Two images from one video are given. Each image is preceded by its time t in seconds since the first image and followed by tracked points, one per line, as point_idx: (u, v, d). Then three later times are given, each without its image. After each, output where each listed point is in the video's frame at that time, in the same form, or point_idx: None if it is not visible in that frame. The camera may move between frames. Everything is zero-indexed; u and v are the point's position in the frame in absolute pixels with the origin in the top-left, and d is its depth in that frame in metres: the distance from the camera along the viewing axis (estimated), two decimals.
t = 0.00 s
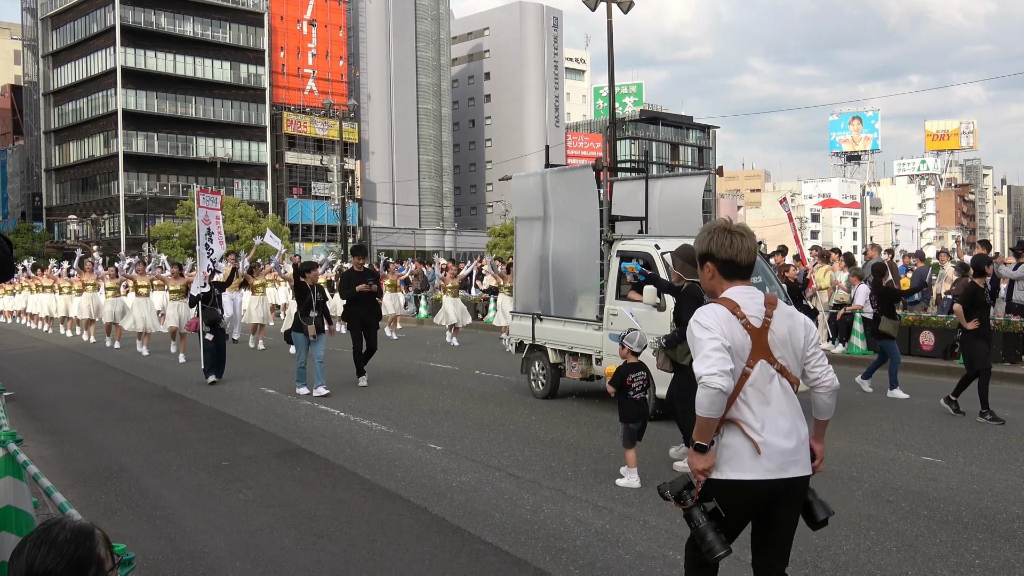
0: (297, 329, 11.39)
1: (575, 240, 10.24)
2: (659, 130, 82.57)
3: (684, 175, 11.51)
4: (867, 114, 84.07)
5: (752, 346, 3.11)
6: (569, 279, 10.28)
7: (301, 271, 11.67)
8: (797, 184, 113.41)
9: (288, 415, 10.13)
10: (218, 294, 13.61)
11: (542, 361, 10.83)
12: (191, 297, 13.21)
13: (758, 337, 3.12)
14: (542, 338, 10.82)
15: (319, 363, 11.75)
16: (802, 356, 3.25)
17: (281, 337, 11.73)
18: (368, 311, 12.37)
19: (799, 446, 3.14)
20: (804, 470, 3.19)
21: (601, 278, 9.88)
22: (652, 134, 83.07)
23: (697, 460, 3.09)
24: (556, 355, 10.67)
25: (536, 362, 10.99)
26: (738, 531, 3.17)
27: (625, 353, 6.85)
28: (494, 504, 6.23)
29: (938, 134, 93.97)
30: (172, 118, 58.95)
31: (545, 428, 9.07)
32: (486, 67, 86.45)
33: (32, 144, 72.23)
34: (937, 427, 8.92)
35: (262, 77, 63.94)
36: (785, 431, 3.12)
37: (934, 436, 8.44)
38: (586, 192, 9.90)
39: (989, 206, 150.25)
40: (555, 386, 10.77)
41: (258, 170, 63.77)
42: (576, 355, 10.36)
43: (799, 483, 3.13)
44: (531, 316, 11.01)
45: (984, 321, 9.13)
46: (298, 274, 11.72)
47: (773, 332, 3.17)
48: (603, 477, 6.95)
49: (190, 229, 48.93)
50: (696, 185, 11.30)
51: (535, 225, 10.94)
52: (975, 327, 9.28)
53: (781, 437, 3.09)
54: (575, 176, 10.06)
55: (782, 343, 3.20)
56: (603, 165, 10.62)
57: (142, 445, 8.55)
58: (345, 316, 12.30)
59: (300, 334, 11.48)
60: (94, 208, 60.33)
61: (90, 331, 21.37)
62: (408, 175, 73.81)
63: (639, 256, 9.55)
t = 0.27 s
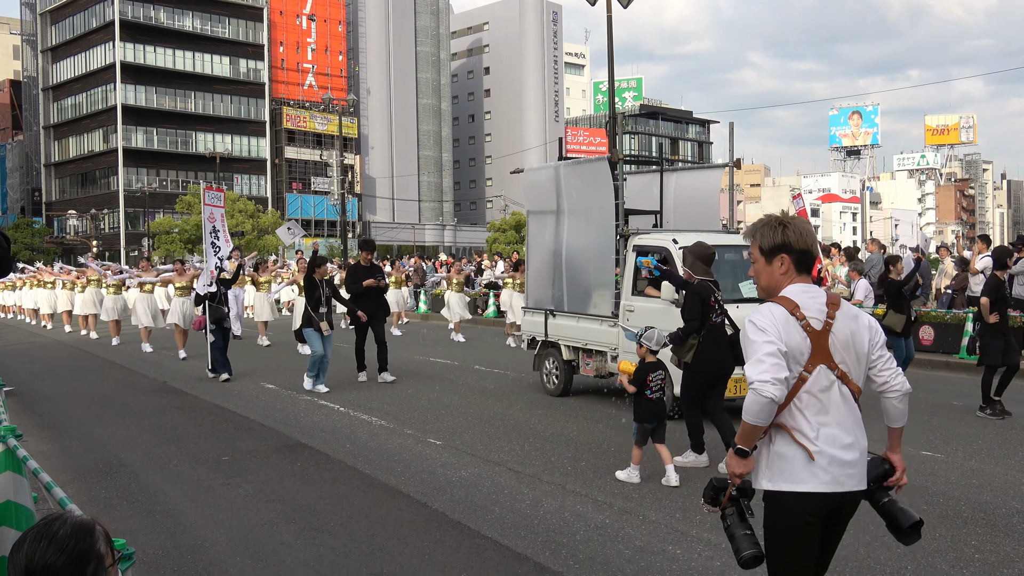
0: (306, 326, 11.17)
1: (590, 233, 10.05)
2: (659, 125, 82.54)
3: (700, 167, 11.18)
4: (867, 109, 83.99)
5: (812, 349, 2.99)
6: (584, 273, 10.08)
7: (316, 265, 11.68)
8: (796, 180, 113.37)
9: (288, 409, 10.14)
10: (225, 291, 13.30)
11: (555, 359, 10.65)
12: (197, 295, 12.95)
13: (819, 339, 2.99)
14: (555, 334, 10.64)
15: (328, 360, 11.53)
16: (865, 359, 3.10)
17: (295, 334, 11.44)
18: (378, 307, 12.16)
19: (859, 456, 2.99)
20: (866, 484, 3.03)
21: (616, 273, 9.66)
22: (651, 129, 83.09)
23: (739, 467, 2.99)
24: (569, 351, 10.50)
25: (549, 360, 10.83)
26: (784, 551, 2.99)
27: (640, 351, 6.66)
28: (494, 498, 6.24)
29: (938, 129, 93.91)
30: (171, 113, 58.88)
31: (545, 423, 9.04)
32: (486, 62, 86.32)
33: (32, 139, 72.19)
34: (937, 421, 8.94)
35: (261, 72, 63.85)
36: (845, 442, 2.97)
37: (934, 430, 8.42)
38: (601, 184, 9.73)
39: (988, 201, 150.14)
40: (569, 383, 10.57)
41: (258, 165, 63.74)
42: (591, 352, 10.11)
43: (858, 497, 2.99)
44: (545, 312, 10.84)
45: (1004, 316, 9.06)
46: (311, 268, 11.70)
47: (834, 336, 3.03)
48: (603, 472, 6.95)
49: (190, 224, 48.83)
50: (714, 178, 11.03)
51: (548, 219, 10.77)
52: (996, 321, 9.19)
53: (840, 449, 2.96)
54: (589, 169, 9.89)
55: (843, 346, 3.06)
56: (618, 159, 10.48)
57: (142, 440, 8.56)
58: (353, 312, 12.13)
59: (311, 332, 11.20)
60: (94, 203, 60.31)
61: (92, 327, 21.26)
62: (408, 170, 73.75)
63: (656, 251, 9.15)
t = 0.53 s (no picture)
0: (320, 319, 11.00)
1: (602, 228, 9.71)
2: (659, 119, 82.47)
3: (717, 157, 11.02)
4: (867, 103, 83.86)
5: (899, 345, 2.81)
6: (597, 268, 9.76)
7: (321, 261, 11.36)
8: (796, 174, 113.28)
9: (288, 402, 10.15)
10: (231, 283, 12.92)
11: (568, 354, 10.41)
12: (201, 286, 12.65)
13: (904, 334, 2.82)
14: (567, 329, 10.35)
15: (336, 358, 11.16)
16: (939, 353, 2.98)
17: (302, 327, 11.27)
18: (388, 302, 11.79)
19: (947, 459, 2.83)
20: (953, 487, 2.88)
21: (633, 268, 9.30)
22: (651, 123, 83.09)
23: (810, 468, 2.87)
24: (582, 347, 10.24)
25: (562, 355, 10.56)
26: (865, 564, 2.83)
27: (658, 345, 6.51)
28: (493, 492, 6.25)
29: (938, 124, 93.82)
30: (170, 106, 58.75)
31: (544, 417, 9.03)
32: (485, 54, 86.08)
33: (31, 131, 72.10)
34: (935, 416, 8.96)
35: (260, 64, 63.71)
36: (932, 444, 2.81)
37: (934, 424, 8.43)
38: (615, 177, 9.34)
39: (988, 196, 150.02)
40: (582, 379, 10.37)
41: (257, 158, 63.66)
42: (605, 348, 9.83)
43: (950, 501, 2.83)
44: (557, 307, 10.50)
45: None
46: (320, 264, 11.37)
47: (915, 329, 2.88)
48: (602, 465, 6.97)
49: (190, 217, 48.80)
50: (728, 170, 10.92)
51: (561, 211, 10.40)
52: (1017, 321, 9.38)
53: (928, 451, 2.79)
54: (603, 160, 9.50)
55: (923, 341, 2.92)
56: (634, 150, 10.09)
57: (141, 433, 8.56)
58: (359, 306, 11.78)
59: (324, 327, 11.07)
60: (93, 195, 60.24)
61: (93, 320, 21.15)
62: (407, 163, 73.68)
63: (670, 244, 9.09)
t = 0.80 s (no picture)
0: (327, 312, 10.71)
1: (618, 221, 9.39)
2: (657, 113, 82.48)
3: (732, 150, 10.96)
4: (866, 97, 83.73)
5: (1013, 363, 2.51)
6: (611, 262, 9.46)
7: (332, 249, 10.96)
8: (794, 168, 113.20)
9: (287, 397, 10.14)
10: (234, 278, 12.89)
11: (580, 350, 10.12)
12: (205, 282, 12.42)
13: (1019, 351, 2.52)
14: (579, 325, 10.06)
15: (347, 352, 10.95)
16: None
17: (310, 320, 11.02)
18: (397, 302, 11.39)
19: None
20: None
21: (648, 263, 9.03)
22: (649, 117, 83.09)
23: (891, 475, 2.66)
24: (595, 343, 9.93)
25: (574, 352, 10.30)
26: None
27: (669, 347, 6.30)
28: (492, 486, 6.25)
29: (937, 118, 93.72)
30: (169, 99, 58.62)
31: (543, 411, 9.03)
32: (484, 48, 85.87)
33: (29, 125, 71.97)
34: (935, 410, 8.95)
35: (258, 58, 63.57)
36: None
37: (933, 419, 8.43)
38: (631, 169, 9.07)
39: (986, 189, 149.92)
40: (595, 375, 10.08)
41: (256, 151, 63.55)
42: (619, 343, 9.53)
43: None
44: (568, 302, 10.25)
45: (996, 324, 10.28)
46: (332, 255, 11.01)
47: None
48: (600, 459, 6.97)
49: (188, 211, 48.67)
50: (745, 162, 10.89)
51: (572, 204, 10.15)
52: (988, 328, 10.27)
53: None
54: (617, 152, 9.22)
55: None
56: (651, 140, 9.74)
57: (140, 427, 8.55)
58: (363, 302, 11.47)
59: (331, 322, 10.77)
60: (91, 189, 60.15)
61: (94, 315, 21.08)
62: (405, 157, 73.56)
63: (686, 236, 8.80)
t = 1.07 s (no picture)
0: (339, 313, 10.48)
1: (631, 215, 9.17)
2: (656, 108, 82.51)
3: (748, 144, 10.67)
4: (865, 92, 83.65)
5: None
6: (625, 258, 9.24)
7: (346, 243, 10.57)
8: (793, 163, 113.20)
9: (285, 392, 10.15)
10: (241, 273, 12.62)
11: (592, 347, 9.90)
12: (210, 278, 12.27)
13: None
14: (592, 322, 9.84)
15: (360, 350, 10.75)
16: None
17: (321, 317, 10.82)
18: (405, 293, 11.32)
19: None
20: None
21: (662, 260, 8.81)
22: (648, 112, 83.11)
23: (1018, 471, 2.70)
24: (608, 341, 9.72)
25: (586, 349, 10.09)
26: None
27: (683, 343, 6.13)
28: (490, 481, 6.26)
29: (935, 114, 93.69)
30: (167, 94, 58.54)
31: (541, 406, 9.03)
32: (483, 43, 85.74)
33: (27, 119, 71.86)
34: (934, 405, 8.96)
35: (256, 52, 63.45)
36: None
37: (932, 416, 8.42)
38: (646, 162, 8.81)
39: (985, 185, 149.90)
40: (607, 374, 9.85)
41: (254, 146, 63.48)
42: (632, 341, 9.34)
43: None
44: (581, 298, 10.03)
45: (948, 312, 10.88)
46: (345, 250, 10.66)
47: None
48: (599, 454, 6.98)
49: (186, 205, 48.60)
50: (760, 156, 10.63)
51: (585, 199, 9.91)
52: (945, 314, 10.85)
53: None
54: (631, 146, 8.97)
55: None
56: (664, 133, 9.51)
57: (138, 421, 8.56)
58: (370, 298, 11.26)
59: (343, 319, 10.53)
60: (89, 184, 60.10)
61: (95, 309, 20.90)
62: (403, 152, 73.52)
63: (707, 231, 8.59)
